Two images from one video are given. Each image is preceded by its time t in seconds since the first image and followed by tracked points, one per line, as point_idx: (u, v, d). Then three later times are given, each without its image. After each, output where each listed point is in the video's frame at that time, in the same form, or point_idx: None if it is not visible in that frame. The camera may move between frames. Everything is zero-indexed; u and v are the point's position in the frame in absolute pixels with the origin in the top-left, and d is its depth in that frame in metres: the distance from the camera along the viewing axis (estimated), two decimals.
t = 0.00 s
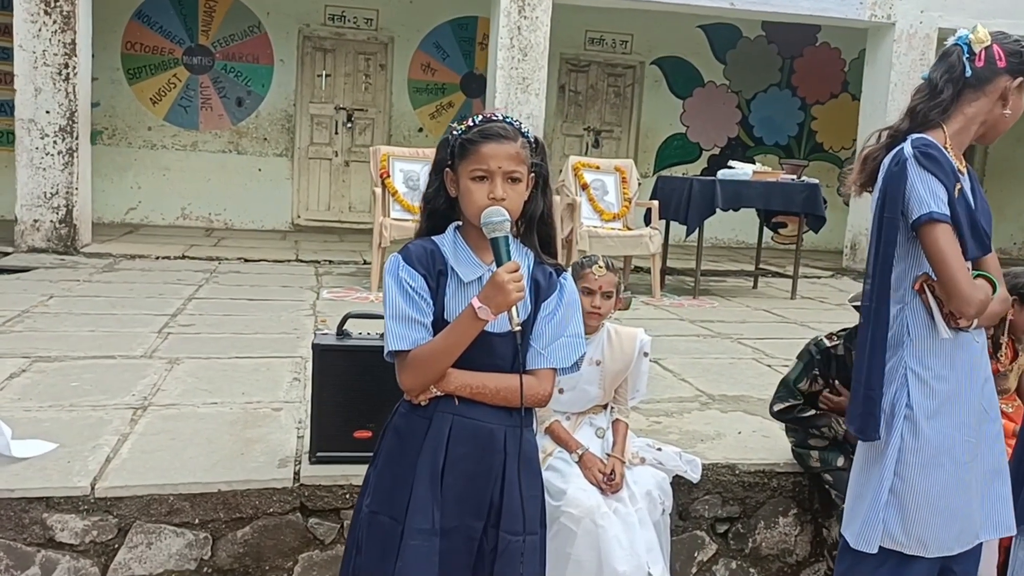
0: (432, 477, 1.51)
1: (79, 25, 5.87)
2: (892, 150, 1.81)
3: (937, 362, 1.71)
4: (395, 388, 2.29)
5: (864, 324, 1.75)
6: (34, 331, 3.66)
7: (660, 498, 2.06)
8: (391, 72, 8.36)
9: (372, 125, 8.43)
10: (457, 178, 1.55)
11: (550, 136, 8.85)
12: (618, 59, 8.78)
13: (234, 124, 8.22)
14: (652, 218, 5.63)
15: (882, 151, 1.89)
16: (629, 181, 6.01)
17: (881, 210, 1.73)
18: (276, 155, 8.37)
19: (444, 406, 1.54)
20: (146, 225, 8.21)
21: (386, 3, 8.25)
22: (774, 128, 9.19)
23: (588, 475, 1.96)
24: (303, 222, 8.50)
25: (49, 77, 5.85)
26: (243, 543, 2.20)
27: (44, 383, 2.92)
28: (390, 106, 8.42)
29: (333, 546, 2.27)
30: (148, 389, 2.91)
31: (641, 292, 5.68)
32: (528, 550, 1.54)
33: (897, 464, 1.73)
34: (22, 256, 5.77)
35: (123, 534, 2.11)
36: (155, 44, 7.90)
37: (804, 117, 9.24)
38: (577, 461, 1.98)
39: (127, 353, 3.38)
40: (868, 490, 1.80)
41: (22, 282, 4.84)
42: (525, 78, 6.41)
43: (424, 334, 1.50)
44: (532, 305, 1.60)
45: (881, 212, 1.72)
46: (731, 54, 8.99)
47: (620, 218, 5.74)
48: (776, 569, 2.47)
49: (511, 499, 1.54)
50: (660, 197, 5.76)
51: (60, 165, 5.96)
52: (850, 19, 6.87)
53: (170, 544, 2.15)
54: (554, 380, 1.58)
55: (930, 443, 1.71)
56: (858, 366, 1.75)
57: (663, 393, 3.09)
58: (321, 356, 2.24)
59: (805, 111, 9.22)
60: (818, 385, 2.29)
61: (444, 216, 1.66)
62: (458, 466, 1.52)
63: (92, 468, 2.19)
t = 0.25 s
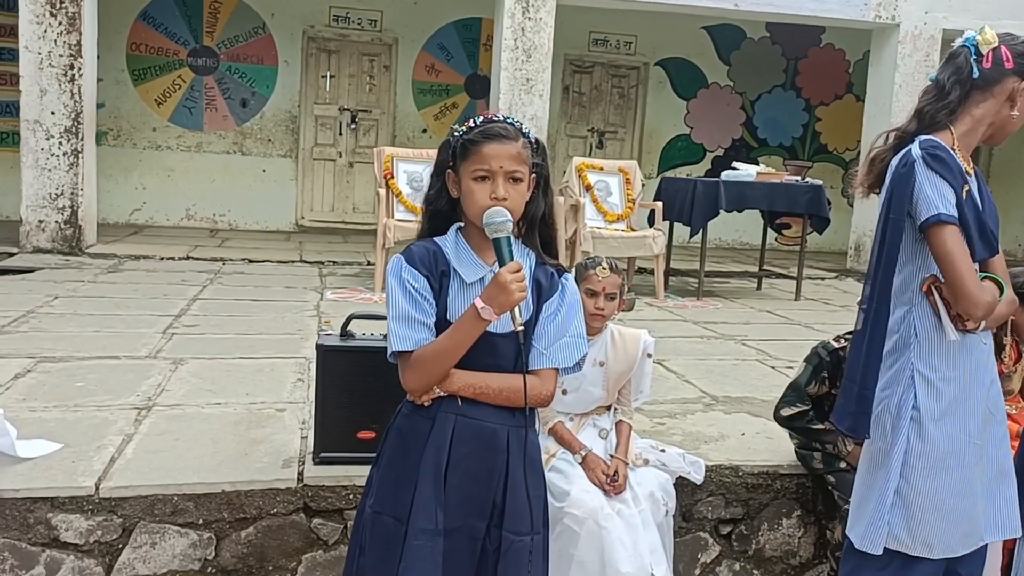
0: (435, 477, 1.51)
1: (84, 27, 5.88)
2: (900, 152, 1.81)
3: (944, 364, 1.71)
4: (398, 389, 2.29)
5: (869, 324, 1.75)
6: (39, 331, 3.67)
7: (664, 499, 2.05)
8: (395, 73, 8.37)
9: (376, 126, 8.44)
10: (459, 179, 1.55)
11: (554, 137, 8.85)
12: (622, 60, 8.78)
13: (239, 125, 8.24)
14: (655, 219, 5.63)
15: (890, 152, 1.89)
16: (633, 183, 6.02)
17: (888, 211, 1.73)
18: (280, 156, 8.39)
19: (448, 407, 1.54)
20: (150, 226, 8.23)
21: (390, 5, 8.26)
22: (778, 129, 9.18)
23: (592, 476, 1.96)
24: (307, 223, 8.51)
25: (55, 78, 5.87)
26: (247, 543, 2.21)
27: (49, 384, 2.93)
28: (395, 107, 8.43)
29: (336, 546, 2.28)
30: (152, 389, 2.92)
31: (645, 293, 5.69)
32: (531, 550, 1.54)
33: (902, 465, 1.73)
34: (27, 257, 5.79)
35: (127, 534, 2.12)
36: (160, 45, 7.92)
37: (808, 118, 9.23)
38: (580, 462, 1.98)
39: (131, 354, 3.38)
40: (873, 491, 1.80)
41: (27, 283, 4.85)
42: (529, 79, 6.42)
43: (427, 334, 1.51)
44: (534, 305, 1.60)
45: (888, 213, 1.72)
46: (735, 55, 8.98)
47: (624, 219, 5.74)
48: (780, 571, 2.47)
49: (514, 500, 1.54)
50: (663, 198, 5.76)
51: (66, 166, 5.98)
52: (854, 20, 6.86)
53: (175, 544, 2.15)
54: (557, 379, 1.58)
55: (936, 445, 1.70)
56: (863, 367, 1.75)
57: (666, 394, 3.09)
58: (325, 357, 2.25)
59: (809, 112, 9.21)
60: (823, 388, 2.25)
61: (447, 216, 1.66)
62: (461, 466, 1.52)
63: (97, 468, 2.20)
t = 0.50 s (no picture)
0: (438, 479, 1.51)
1: (89, 28, 5.90)
2: (909, 154, 1.80)
3: (953, 366, 1.71)
4: (401, 390, 2.29)
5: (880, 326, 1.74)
6: (43, 332, 3.68)
7: (667, 501, 2.05)
8: (398, 75, 8.38)
9: (379, 128, 8.45)
10: (460, 180, 1.55)
11: (557, 139, 8.86)
12: (625, 62, 8.78)
13: (242, 127, 8.25)
14: (658, 221, 5.63)
15: (900, 154, 1.89)
16: (636, 184, 6.02)
17: (899, 213, 1.72)
18: (284, 158, 8.40)
19: (449, 408, 1.54)
20: (154, 227, 8.25)
21: (393, 6, 8.27)
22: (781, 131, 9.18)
23: (594, 478, 1.96)
24: (311, 224, 8.53)
25: (59, 79, 5.89)
26: (250, 544, 2.21)
27: (52, 385, 2.93)
28: (398, 108, 8.44)
29: (339, 547, 2.28)
30: (155, 390, 2.92)
31: (648, 294, 5.68)
32: (534, 550, 1.54)
33: (913, 468, 1.72)
34: (31, 258, 5.80)
35: (130, 535, 2.12)
36: (164, 47, 7.94)
37: (811, 119, 9.23)
38: (582, 463, 1.97)
39: (135, 355, 3.39)
40: (883, 494, 1.79)
41: (30, 284, 4.86)
42: (532, 80, 6.42)
43: (429, 336, 1.51)
44: (536, 306, 1.61)
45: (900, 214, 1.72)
46: (739, 57, 8.98)
47: (627, 220, 5.75)
48: (782, 573, 2.47)
49: (517, 501, 1.54)
50: (666, 200, 5.76)
51: (70, 167, 5.99)
52: (857, 22, 6.86)
53: (177, 545, 2.16)
54: (559, 381, 1.58)
55: (947, 446, 1.70)
56: (872, 369, 1.74)
57: (669, 396, 3.09)
58: (328, 358, 2.25)
59: (812, 114, 9.21)
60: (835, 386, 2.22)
61: (448, 218, 1.66)
62: (464, 468, 1.52)
63: (100, 469, 2.20)
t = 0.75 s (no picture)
0: (438, 480, 1.52)
1: (90, 29, 5.91)
2: (917, 155, 1.80)
3: (959, 367, 1.71)
4: (402, 391, 2.30)
5: (887, 327, 1.74)
6: (44, 333, 3.69)
7: (667, 502, 2.05)
8: (399, 76, 8.39)
9: (380, 129, 8.46)
10: (460, 181, 1.56)
11: (557, 140, 8.86)
12: (626, 63, 8.78)
13: (244, 128, 8.26)
14: (659, 222, 5.63)
15: (905, 156, 1.89)
16: (637, 185, 6.03)
17: (907, 213, 1.72)
18: (285, 158, 8.41)
19: (449, 410, 1.54)
20: (155, 228, 8.26)
21: (394, 7, 8.28)
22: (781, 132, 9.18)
23: (594, 479, 1.96)
24: (312, 225, 8.54)
25: (60, 81, 5.90)
26: (251, 545, 2.21)
27: (54, 385, 2.94)
28: (399, 110, 8.45)
29: (340, 548, 2.28)
30: (156, 391, 2.93)
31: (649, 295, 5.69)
32: (534, 551, 1.55)
33: (918, 468, 1.72)
34: (32, 259, 5.81)
35: (131, 535, 2.13)
36: (165, 48, 7.95)
37: (812, 120, 9.23)
38: (583, 464, 1.98)
39: (136, 356, 3.39)
40: (888, 495, 1.79)
41: (32, 285, 4.87)
42: (533, 81, 6.42)
43: (429, 337, 1.51)
44: (536, 307, 1.61)
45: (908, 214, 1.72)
46: (739, 58, 8.98)
47: (628, 221, 5.75)
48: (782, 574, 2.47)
49: (517, 503, 1.54)
50: (667, 201, 5.77)
51: (70, 168, 6.00)
52: (858, 23, 6.86)
53: (178, 545, 2.16)
54: (559, 381, 1.58)
55: (951, 447, 1.70)
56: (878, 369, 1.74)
57: (670, 397, 3.09)
58: (329, 359, 2.25)
59: (812, 115, 9.22)
60: (840, 383, 2.25)
61: (447, 219, 1.67)
62: (464, 469, 1.53)
63: (101, 469, 2.20)
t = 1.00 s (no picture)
0: (435, 484, 1.52)
1: (90, 32, 5.91)
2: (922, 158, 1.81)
3: (964, 369, 1.72)
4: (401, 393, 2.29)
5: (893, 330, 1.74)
6: (43, 335, 3.69)
7: (666, 505, 2.05)
8: (399, 79, 8.40)
9: (380, 132, 8.46)
10: (458, 184, 1.56)
11: (557, 143, 8.87)
12: (625, 66, 8.79)
13: (244, 131, 8.27)
14: (659, 225, 5.64)
15: (911, 159, 1.89)
16: (637, 188, 6.03)
17: (914, 216, 1.72)
18: (285, 161, 8.42)
19: (447, 413, 1.54)
20: (155, 230, 8.26)
21: (394, 11, 8.29)
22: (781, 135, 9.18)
23: (593, 482, 1.95)
24: (312, 228, 8.54)
25: (60, 84, 5.90)
26: (249, 548, 2.21)
27: (53, 388, 2.93)
28: (399, 112, 8.46)
29: (338, 551, 2.28)
30: (155, 394, 2.93)
31: (648, 298, 5.69)
32: (533, 555, 1.55)
33: (925, 471, 1.72)
34: (32, 262, 5.81)
35: (130, 538, 2.13)
36: (166, 51, 7.96)
37: (812, 124, 9.24)
38: (582, 467, 1.97)
39: (135, 359, 3.39)
40: (894, 499, 1.78)
41: (31, 287, 4.87)
42: (533, 84, 6.43)
43: (427, 340, 1.51)
44: (533, 310, 1.61)
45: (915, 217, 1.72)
46: (739, 61, 8.99)
47: (628, 224, 5.76)
48: None
49: (516, 506, 1.54)
50: (667, 204, 5.77)
51: (70, 171, 6.00)
52: (857, 27, 6.86)
53: (177, 549, 2.16)
54: (556, 385, 1.58)
55: (958, 449, 1.70)
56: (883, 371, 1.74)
57: (670, 399, 3.09)
58: (328, 362, 2.25)
59: (812, 118, 9.23)
60: (839, 380, 2.28)
61: (446, 222, 1.67)
62: (462, 472, 1.53)
63: (100, 472, 2.20)
